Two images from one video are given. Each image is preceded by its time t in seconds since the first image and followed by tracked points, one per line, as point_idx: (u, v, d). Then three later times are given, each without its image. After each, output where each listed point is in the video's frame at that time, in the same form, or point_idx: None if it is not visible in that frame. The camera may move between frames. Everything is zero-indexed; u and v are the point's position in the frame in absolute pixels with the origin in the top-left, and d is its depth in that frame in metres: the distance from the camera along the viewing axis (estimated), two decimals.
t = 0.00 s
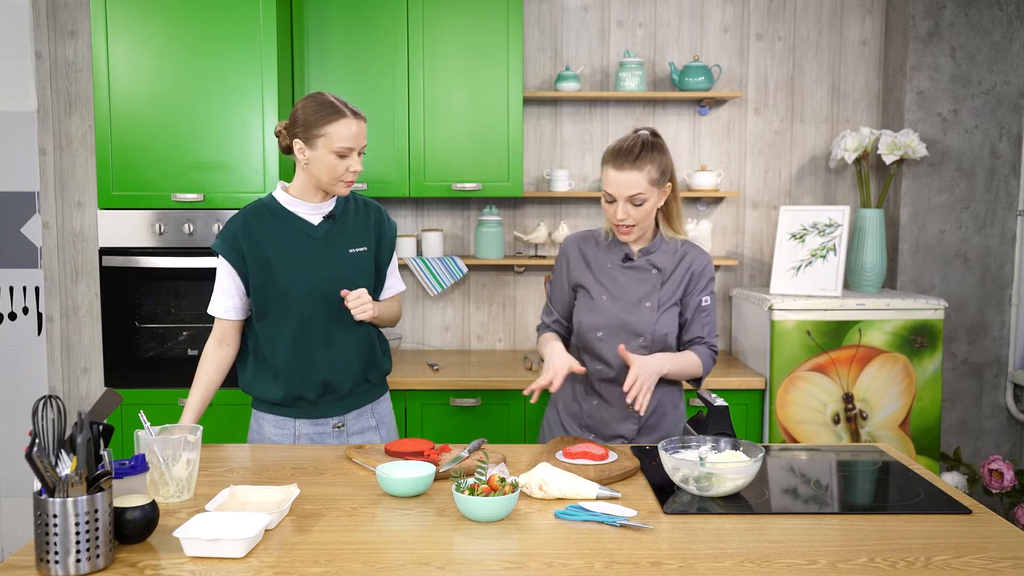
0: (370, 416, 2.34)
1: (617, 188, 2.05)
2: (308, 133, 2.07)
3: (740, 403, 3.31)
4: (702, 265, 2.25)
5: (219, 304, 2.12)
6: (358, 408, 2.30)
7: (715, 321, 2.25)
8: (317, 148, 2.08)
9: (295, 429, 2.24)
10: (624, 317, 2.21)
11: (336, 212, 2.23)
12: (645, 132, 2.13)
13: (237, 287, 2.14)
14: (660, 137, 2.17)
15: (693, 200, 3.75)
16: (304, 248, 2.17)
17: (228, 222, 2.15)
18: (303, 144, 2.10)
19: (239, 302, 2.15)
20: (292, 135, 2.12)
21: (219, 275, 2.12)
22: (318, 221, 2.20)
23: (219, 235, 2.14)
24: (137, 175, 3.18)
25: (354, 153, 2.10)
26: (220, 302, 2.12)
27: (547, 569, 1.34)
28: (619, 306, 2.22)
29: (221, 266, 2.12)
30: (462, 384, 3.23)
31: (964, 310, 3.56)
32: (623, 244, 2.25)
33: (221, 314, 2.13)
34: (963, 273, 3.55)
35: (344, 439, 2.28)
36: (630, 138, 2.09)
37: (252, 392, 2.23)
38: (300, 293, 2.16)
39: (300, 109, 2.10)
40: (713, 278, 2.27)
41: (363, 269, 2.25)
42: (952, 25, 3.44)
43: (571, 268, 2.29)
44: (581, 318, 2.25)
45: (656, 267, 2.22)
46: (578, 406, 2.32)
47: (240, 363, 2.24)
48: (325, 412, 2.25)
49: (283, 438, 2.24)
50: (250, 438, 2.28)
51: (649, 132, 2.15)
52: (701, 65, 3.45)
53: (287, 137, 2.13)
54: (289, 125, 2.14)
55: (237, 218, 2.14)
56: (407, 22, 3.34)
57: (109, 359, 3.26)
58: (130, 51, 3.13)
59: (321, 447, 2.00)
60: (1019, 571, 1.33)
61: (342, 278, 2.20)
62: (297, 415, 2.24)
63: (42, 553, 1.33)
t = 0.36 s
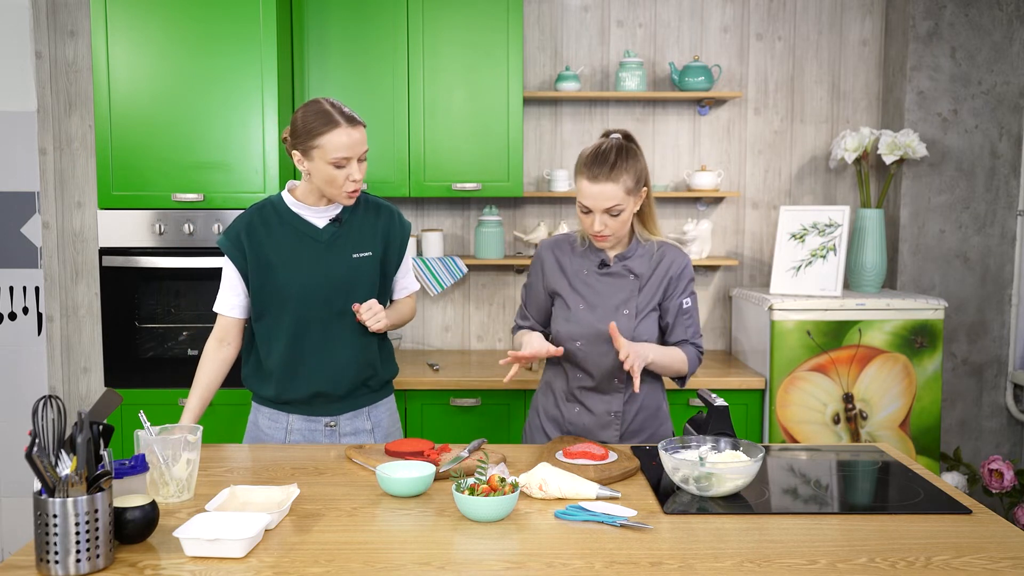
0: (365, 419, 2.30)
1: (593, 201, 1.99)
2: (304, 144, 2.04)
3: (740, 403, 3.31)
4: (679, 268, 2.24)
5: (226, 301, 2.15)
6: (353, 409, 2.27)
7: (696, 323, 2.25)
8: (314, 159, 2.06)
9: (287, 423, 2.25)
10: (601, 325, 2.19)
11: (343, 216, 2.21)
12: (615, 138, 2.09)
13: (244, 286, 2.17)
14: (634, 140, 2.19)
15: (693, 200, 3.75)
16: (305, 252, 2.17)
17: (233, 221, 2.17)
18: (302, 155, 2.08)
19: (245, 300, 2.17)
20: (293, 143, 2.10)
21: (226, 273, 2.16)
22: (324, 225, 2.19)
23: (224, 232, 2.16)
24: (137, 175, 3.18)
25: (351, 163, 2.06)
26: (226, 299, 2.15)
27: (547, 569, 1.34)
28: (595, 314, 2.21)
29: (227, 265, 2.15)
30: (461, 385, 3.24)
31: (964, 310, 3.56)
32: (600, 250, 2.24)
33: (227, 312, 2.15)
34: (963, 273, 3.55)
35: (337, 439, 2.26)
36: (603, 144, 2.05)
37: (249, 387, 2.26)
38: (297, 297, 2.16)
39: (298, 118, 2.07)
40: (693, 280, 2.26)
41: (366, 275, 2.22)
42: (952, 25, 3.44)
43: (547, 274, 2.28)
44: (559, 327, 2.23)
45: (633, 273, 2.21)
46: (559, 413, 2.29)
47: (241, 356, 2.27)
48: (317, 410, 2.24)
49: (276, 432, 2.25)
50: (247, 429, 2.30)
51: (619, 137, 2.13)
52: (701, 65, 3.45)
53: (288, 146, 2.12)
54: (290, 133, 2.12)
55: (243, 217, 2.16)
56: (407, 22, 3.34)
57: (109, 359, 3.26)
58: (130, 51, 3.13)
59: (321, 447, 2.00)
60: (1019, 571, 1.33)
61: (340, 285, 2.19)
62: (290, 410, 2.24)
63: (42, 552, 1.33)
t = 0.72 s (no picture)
0: (361, 419, 2.31)
1: (585, 202, 1.97)
2: (306, 150, 2.04)
3: (740, 403, 3.31)
4: (670, 265, 2.24)
5: (221, 302, 2.15)
6: (349, 409, 2.28)
7: (687, 318, 2.27)
8: (315, 164, 2.05)
9: (282, 423, 2.24)
10: (601, 331, 2.17)
11: (340, 217, 2.21)
12: (606, 138, 2.07)
13: (240, 286, 2.16)
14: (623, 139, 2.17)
15: (694, 200, 3.75)
16: (303, 253, 2.17)
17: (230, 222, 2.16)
18: (303, 159, 2.07)
19: (241, 301, 2.17)
20: (292, 147, 2.09)
21: (221, 275, 2.14)
22: (322, 226, 2.19)
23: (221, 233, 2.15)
24: (137, 175, 3.18)
25: (354, 167, 2.06)
26: (221, 301, 2.15)
27: (547, 569, 1.34)
28: (594, 320, 2.17)
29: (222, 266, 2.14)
30: (462, 385, 3.24)
31: (964, 310, 3.56)
32: (591, 253, 2.20)
33: (223, 313, 2.15)
34: (963, 273, 3.55)
35: (332, 439, 2.26)
36: (595, 144, 2.03)
37: (246, 387, 2.26)
38: (295, 299, 2.16)
39: (298, 122, 2.06)
40: (683, 275, 2.26)
41: (364, 276, 2.22)
42: (952, 25, 3.44)
43: (540, 280, 2.20)
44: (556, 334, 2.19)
45: (627, 276, 2.19)
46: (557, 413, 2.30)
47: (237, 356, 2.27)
48: (312, 410, 2.24)
49: (271, 432, 2.25)
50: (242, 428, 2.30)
51: (610, 137, 2.10)
52: (701, 65, 3.45)
53: (288, 149, 2.11)
54: (288, 136, 2.10)
55: (239, 218, 2.15)
56: (407, 22, 3.34)
57: (109, 359, 3.26)
58: (130, 51, 3.13)
59: (321, 447, 2.00)
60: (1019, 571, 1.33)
61: (339, 286, 2.19)
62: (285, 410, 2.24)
63: (42, 553, 1.33)
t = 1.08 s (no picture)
0: (361, 418, 2.32)
1: (589, 193, 1.95)
2: (304, 155, 2.03)
3: (740, 403, 3.31)
4: (666, 260, 2.25)
5: (219, 308, 2.14)
6: (349, 408, 2.29)
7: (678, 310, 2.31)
8: (314, 169, 2.05)
9: (283, 424, 2.24)
10: (614, 331, 2.15)
11: (336, 219, 2.21)
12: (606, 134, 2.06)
13: (237, 291, 2.15)
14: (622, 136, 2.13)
15: (694, 200, 3.75)
16: (301, 256, 2.16)
17: (225, 227, 2.14)
18: (301, 164, 2.07)
19: (239, 305, 2.16)
20: (289, 152, 2.08)
21: (218, 280, 2.14)
22: (319, 229, 2.19)
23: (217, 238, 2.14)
24: (137, 175, 3.18)
25: (352, 172, 2.06)
26: (220, 306, 2.14)
27: (547, 569, 1.34)
28: (606, 321, 2.15)
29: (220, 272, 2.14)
30: (462, 385, 3.24)
31: (964, 310, 3.56)
32: (596, 253, 2.15)
33: (222, 317, 2.15)
34: (963, 274, 3.55)
35: (333, 438, 2.27)
36: (597, 138, 2.01)
37: (246, 390, 2.25)
38: (295, 301, 2.16)
39: (296, 127, 2.05)
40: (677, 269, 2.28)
41: (362, 277, 2.23)
42: (952, 26, 3.44)
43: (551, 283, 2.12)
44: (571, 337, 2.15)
45: (632, 274, 2.17)
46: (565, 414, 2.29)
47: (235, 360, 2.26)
48: (312, 410, 2.24)
49: (271, 433, 2.25)
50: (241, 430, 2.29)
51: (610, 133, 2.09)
52: (701, 65, 3.45)
53: (286, 154, 2.10)
54: (286, 141, 2.10)
55: (235, 222, 2.14)
56: (407, 22, 3.34)
57: (109, 359, 3.26)
58: (130, 51, 3.13)
59: (321, 447, 2.00)
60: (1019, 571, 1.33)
61: (338, 287, 2.19)
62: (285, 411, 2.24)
63: (42, 553, 1.33)
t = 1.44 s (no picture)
0: (361, 417, 2.33)
1: (595, 183, 1.96)
2: (303, 156, 2.03)
3: (740, 403, 3.31)
4: (667, 262, 2.25)
5: (219, 309, 2.14)
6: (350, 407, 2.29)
7: (683, 312, 2.31)
8: (313, 170, 2.05)
9: (284, 424, 2.24)
10: (615, 336, 2.14)
11: (335, 220, 2.21)
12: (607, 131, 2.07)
13: (237, 292, 2.15)
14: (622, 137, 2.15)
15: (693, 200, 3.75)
16: (301, 257, 2.16)
17: (225, 228, 2.14)
18: (301, 165, 2.07)
19: (238, 307, 2.16)
20: (289, 152, 2.08)
21: (218, 281, 2.14)
22: (318, 229, 2.19)
23: (217, 239, 2.13)
24: (137, 175, 3.18)
25: (351, 173, 2.06)
26: (219, 307, 2.14)
27: (547, 569, 1.34)
28: (607, 325, 2.15)
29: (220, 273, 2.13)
30: (462, 385, 3.24)
31: (963, 310, 3.56)
32: (595, 255, 2.15)
33: (221, 318, 2.14)
34: (963, 274, 3.55)
35: (335, 438, 2.27)
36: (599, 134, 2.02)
37: (247, 391, 2.25)
38: (296, 301, 2.16)
39: (296, 127, 2.05)
40: (679, 271, 2.28)
41: (362, 277, 2.23)
42: (952, 26, 3.44)
43: (551, 288, 2.13)
44: (572, 343, 2.14)
45: (632, 277, 2.17)
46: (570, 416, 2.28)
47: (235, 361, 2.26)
48: (314, 410, 2.24)
49: (272, 434, 2.25)
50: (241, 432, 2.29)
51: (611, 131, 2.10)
52: (701, 65, 3.45)
53: (285, 154, 2.10)
54: (286, 141, 2.09)
55: (235, 223, 2.14)
56: (407, 22, 3.34)
57: (109, 359, 3.26)
58: (130, 51, 3.13)
59: (321, 447, 2.00)
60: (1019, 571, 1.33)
61: (338, 287, 2.19)
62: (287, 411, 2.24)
63: (42, 552, 1.33)
